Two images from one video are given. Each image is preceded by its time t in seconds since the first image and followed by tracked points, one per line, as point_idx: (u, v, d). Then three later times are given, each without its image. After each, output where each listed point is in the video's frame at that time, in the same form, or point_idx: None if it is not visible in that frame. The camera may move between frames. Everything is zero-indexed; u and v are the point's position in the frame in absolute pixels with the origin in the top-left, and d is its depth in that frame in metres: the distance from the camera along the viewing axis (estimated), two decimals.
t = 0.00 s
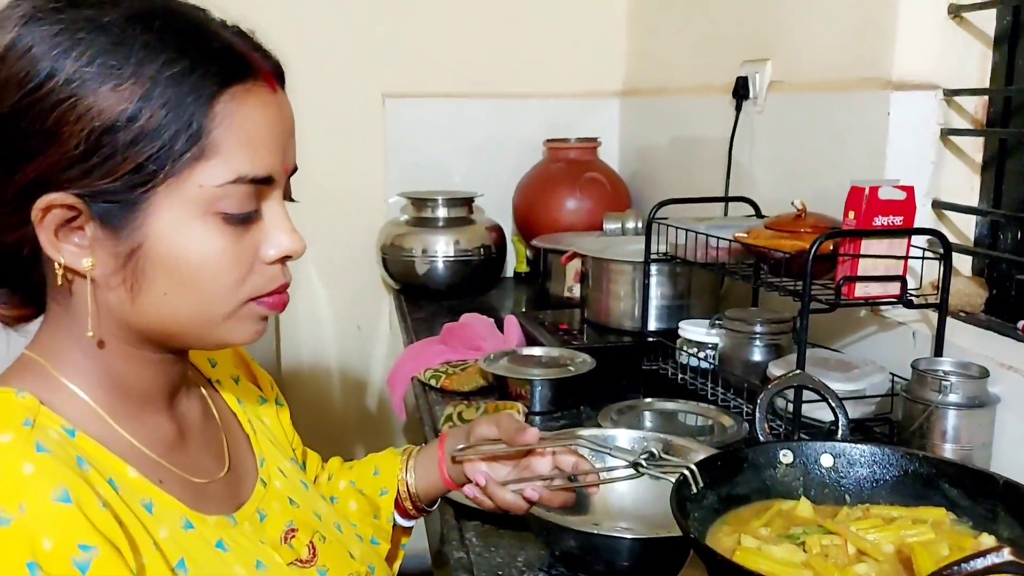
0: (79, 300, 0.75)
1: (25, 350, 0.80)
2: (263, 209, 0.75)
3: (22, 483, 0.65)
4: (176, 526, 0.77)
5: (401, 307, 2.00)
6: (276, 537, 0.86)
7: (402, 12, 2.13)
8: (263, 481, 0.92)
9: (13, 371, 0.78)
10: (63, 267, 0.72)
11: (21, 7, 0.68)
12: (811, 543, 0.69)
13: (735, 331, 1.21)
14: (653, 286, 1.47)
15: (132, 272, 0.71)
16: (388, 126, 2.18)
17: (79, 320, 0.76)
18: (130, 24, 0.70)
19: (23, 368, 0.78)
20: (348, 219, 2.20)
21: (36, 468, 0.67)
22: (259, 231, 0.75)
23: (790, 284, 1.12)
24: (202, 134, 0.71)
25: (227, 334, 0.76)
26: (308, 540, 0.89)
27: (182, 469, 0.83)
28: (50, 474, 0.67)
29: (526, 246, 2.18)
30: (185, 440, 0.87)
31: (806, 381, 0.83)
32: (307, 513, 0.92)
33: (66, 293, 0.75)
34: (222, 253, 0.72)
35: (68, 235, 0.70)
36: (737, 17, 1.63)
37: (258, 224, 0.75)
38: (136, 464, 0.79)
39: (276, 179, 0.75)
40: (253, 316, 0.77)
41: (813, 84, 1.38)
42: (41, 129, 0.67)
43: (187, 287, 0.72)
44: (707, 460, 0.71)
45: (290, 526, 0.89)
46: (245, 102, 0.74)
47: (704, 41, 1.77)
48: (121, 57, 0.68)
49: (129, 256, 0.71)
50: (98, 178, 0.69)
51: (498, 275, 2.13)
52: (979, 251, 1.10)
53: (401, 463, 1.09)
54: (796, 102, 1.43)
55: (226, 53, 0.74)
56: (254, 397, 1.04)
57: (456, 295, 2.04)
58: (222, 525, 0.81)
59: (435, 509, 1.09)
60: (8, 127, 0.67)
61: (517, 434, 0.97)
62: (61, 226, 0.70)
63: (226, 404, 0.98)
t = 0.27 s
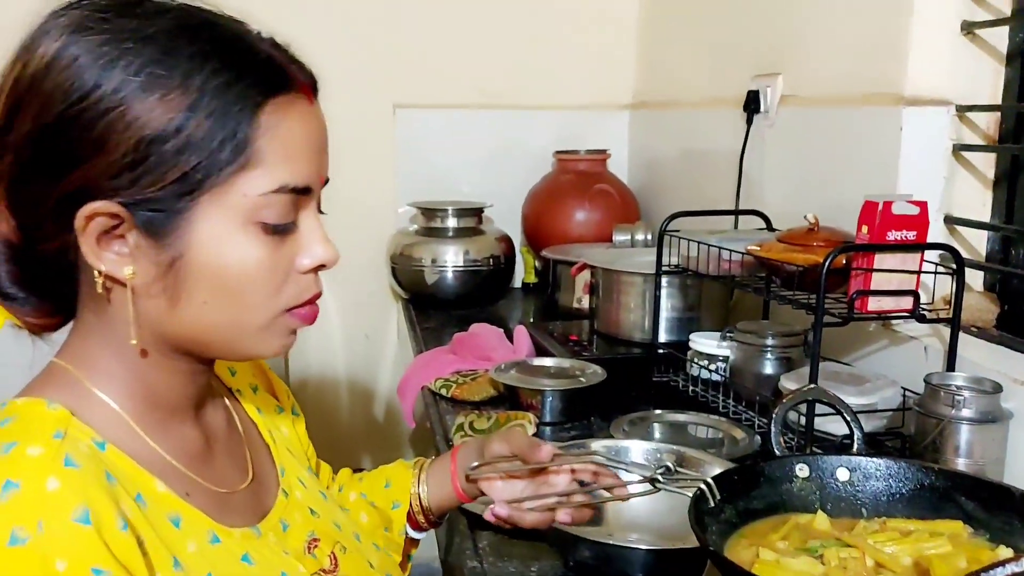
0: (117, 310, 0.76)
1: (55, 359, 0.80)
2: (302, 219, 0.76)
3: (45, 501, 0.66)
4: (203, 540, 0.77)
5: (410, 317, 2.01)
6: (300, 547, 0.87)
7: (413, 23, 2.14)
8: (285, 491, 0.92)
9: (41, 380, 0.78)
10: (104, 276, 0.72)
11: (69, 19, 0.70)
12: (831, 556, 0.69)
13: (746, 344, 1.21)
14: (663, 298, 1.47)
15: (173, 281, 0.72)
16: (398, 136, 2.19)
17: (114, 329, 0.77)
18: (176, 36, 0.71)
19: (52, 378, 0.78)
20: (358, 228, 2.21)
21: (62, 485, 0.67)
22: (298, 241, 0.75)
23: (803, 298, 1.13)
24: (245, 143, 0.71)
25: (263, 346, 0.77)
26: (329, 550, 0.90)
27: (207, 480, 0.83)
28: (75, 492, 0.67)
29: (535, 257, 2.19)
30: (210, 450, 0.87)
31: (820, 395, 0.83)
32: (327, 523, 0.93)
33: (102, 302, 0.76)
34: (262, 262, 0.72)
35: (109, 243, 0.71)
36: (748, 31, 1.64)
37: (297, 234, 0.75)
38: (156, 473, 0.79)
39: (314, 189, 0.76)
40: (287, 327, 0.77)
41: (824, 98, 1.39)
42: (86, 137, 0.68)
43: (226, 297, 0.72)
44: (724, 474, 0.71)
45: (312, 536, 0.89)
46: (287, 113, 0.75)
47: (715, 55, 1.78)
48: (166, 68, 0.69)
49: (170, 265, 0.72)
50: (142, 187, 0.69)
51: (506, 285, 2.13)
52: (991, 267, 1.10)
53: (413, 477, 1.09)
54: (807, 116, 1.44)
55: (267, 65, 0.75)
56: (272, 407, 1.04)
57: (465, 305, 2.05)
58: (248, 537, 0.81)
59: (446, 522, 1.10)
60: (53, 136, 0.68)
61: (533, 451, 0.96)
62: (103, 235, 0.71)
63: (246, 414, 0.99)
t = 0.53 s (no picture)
0: (134, 319, 0.77)
1: (82, 372, 0.82)
2: (307, 208, 0.76)
3: (66, 531, 0.66)
4: (235, 558, 0.77)
5: (419, 327, 2.02)
6: (327, 562, 0.87)
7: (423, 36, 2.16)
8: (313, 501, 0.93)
9: (73, 395, 0.79)
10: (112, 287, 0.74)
11: (59, 38, 0.71)
12: (848, 566, 0.68)
13: (757, 357, 1.21)
14: (673, 310, 1.47)
15: (180, 285, 0.73)
16: (408, 147, 2.20)
17: (133, 340, 0.78)
18: (162, 37, 0.72)
19: (83, 392, 0.79)
20: (367, 238, 2.22)
21: (83, 516, 0.67)
22: (304, 230, 0.75)
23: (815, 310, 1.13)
24: (237, 137, 0.71)
25: (288, 344, 0.77)
26: (354, 564, 0.90)
27: (234, 490, 0.84)
28: (95, 524, 0.67)
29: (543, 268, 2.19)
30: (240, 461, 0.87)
31: (835, 407, 0.83)
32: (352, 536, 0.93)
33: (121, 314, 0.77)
34: (267, 253, 0.72)
35: (116, 257, 0.72)
36: (758, 45, 1.65)
37: (303, 224, 0.75)
38: (185, 487, 0.79)
39: (318, 177, 0.76)
40: (312, 325, 0.77)
41: (835, 112, 1.39)
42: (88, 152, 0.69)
43: (235, 295, 0.73)
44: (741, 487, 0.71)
45: (338, 548, 0.89)
46: (277, 100, 0.74)
47: (724, 69, 1.79)
48: (156, 71, 0.70)
49: (175, 270, 0.72)
50: (138, 191, 0.70)
51: (515, 296, 2.14)
52: (1003, 281, 1.11)
53: (423, 487, 1.09)
54: (818, 130, 1.44)
55: (257, 56, 0.76)
56: (295, 413, 1.06)
57: (473, 315, 2.05)
58: (278, 553, 0.81)
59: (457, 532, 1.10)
60: (59, 155, 0.70)
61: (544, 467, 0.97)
62: (110, 248, 0.72)
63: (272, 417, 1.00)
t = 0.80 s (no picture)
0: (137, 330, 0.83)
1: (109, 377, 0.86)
2: (282, 222, 0.76)
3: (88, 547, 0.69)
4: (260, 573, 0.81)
5: (430, 335, 2.02)
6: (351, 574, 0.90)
7: (437, 45, 2.17)
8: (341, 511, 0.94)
9: (100, 405, 0.83)
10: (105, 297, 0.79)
11: (60, 58, 0.78)
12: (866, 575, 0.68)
13: (771, 366, 1.21)
14: (686, 319, 1.47)
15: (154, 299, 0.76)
16: (421, 155, 2.21)
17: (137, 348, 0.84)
18: (140, 54, 0.75)
19: (110, 404, 0.83)
20: (379, 246, 2.23)
21: (106, 532, 0.70)
22: (276, 244, 0.76)
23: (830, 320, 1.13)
24: (198, 154, 0.74)
25: (269, 362, 0.78)
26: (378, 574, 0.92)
27: (258, 501, 0.87)
28: (116, 540, 0.70)
29: (555, 277, 2.19)
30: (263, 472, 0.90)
31: (852, 416, 0.83)
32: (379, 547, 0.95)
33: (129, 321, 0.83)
34: (236, 271, 0.74)
35: (107, 270, 0.78)
36: (772, 55, 1.65)
37: (278, 239, 0.76)
38: (207, 501, 0.82)
39: (294, 191, 0.76)
40: (295, 341, 0.78)
41: (849, 122, 1.39)
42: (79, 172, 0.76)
43: (204, 312, 0.75)
44: (757, 495, 0.71)
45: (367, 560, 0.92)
46: (247, 115, 0.76)
47: (738, 79, 1.79)
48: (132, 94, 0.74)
49: (149, 284, 0.76)
50: (116, 206, 0.75)
51: (526, 305, 2.14)
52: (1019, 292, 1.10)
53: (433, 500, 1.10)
54: (832, 140, 1.44)
55: (237, 67, 0.78)
56: (326, 421, 1.10)
57: (485, 323, 2.05)
58: (304, 567, 0.85)
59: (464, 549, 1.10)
60: (62, 173, 0.77)
61: (558, 480, 0.98)
62: (100, 260, 0.78)
63: (304, 423, 1.06)
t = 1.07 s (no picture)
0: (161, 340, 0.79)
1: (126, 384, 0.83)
2: (322, 234, 0.73)
3: (117, 561, 0.66)
4: None
5: (440, 340, 2.02)
6: None
7: (447, 51, 2.17)
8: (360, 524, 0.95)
9: (116, 414, 0.80)
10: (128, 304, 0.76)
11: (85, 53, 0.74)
12: None
13: (783, 372, 1.20)
14: (697, 325, 1.47)
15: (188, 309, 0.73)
16: (432, 161, 2.21)
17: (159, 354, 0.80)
18: (171, 52, 0.71)
19: (127, 412, 0.80)
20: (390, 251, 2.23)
21: (135, 546, 0.67)
22: (315, 257, 0.73)
23: (843, 326, 1.12)
24: (240, 162, 0.70)
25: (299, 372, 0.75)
26: None
27: (279, 514, 0.85)
28: (147, 555, 0.67)
29: (566, 282, 2.19)
30: (281, 481, 0.88)
31: (867, 423, 0.82)
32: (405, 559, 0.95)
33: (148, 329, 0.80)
34: (275, 284, 0.71)
35: (134, 277, 0.74)
36: (783, 60, 1.65)
37: (318, 252, 0.73)
38: (231, 516, 0.80)
39: (336, 202, 0.73)
40: (328, 356, 0.76)
41: (862, 126, 1.39)
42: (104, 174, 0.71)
43: (240, 324, 0.72)
44: (770, 501, 0.70)
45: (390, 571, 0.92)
46: (288, 120, 0.72)
47: (749, 84, 1.78)
48: (167, 92, 0.70)
49: (183, 294, 0.73)
50: (147, 215, 0.71)
51: (537, 310, 2.14)
52: None
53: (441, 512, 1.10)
54: (844, 145, 1.44)
55: (276, 72, 0.74)
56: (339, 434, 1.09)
57: (495, 329, 2.05)
58: None
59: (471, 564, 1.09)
60: (83, 173, 0.73)
61: (574, 483, 0.97)
62: (124, 267, 0.74)
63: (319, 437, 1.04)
